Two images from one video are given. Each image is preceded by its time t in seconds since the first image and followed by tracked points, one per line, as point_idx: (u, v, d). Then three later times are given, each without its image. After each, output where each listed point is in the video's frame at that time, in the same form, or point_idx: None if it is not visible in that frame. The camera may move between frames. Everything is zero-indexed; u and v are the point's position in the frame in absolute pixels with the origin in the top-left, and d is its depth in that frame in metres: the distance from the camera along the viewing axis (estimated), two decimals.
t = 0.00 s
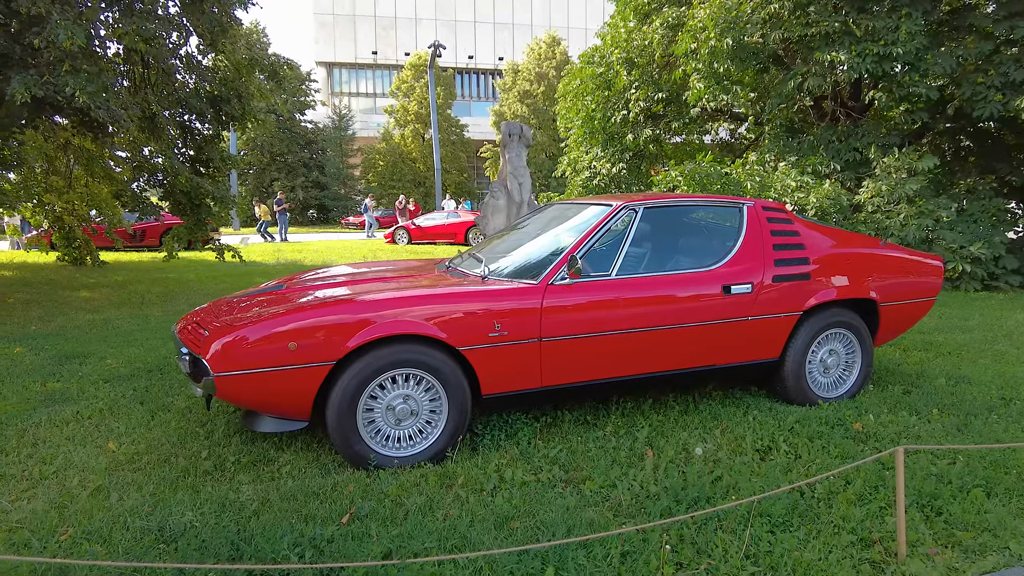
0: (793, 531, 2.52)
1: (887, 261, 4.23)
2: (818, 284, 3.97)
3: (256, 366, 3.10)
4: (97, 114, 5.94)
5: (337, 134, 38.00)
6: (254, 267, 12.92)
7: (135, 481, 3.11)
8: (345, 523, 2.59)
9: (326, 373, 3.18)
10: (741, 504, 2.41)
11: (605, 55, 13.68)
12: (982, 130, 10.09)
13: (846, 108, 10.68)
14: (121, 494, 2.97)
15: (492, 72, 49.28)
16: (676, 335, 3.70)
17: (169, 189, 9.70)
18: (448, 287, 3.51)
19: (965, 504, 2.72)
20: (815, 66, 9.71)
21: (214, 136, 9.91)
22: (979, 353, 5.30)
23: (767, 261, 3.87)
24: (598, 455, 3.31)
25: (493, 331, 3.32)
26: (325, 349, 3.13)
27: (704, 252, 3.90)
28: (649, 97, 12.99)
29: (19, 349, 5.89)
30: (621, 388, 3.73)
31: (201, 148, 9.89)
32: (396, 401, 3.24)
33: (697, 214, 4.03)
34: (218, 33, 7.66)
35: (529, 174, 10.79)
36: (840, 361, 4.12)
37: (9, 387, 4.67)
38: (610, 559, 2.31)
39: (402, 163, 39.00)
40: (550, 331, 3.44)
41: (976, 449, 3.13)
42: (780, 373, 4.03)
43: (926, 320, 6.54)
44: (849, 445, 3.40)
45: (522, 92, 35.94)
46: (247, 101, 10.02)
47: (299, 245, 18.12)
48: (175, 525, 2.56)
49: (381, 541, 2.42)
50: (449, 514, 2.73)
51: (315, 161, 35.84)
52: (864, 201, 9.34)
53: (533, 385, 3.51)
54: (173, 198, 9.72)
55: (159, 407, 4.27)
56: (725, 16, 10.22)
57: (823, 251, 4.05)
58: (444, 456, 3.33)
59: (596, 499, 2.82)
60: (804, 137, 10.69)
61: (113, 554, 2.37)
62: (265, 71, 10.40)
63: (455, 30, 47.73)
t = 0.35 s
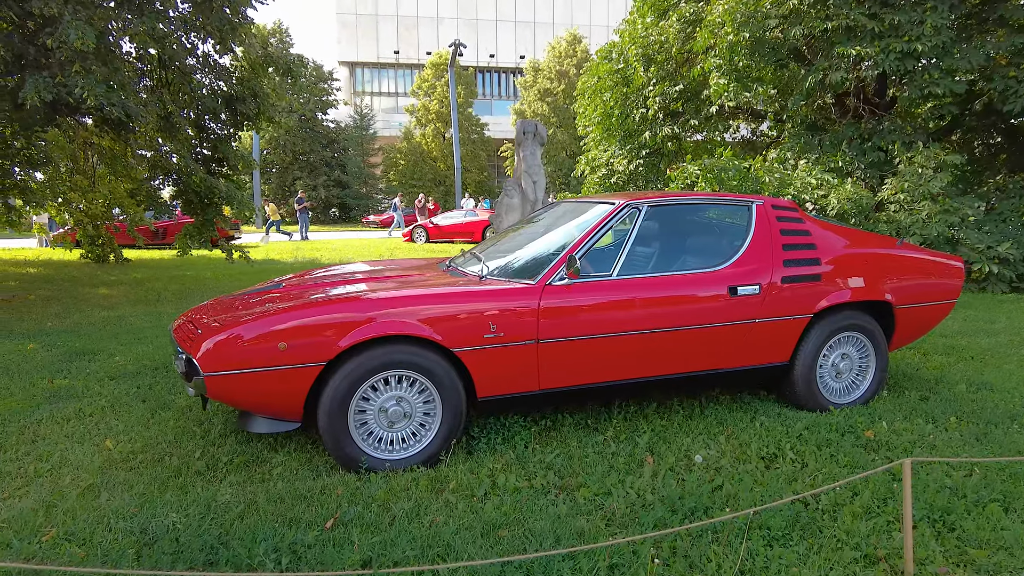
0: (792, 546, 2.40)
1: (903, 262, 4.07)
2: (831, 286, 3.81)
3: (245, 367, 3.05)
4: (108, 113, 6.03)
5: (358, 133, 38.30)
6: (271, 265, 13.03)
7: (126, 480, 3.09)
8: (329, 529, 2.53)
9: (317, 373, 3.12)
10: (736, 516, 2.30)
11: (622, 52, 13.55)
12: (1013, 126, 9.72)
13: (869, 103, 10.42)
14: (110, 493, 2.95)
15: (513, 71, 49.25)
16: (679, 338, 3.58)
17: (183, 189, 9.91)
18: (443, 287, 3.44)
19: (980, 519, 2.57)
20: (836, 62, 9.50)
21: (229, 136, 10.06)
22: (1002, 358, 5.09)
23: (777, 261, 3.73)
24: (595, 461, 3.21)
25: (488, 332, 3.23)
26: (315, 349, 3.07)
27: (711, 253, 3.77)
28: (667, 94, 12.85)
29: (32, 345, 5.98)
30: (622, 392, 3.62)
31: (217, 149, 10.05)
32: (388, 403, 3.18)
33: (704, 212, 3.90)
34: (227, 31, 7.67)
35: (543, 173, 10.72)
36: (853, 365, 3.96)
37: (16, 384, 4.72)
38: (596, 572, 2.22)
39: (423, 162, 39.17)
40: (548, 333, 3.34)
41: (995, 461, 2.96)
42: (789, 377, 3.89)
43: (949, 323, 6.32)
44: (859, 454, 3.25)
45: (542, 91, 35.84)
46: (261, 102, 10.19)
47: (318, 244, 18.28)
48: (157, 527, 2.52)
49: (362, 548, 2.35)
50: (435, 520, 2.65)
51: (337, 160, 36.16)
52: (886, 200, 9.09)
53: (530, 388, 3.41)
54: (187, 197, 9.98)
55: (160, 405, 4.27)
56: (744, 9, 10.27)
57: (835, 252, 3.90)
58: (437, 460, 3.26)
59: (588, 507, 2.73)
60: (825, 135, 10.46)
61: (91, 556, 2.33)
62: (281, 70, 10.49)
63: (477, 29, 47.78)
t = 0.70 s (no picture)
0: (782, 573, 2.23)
1: (912, 264, 3.85)
2: (834, 290, 3.61)
3: (211, 373, 2.92)
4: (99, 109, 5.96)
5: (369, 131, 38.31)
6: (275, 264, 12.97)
7: (88, 490, 2.97)
8: (288, 548, 2.39)
9: (286, 380, 2.98)
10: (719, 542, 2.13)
11: (631, 48, 13.35)
12: None
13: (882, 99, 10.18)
14: (70, 504, 2.83)
15: (525, 69, 49.04)
16: (672, 344, 3.40)
17: (181, 189, 10.01)
18: (422, 290, 3.27)
19: (990, 545, 2.38)
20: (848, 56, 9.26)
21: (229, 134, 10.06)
22: (1019, 364, 4.85)
23: (777, 263, 3.53)
24: (579, 474, 3.04)
25: (467, 338, 3.07)
26: (283, 355, 2.93)
27: (706, 254, 3.58)
28: (675, 90, 12.62)
29: (22, 345, 5.91)
30: (611, 400, 3.44)
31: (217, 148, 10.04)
32: (361, 412, 3.04)
33: (700, 211, 3.72)
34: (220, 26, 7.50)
35: (547, 171, 10.56)
36: (858, 373, 3.76)
37: None
38: None
39: (434, 160, 39.10)
40: (531, 339, 3.16)
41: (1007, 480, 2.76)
42: (789, 385, 3.69)
43: (963, 327, 6.07)
44: (861, 469, 3.06)
45: (553, 89, 35.55)
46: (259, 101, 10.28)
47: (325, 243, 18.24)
48: (107, 544, 2.39)
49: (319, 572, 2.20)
50: (403, 539, 2.50)
51: (348, 159, 36.18)
52: (900, 198, 8.82)
53: (513, 395, 3.25)
54: (181, 197, 10.02)
55: (138, 409, 4.15)
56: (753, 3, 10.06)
57: (839, 253, 3.69)
58: (413, 472, 3.12)
59: (566, 526, 2.57)
60: (837, 131, 10.20)
61: None
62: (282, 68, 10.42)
63: (488, 27, 47.62)
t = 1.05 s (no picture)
0: None
1: (914, 269, 3.66)
2: (830, 296, 3.43)
3: (169, 383, 2.79)
4: (85, 109, 5.87)
5: (376, 131, 38.32)
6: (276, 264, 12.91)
7: (45, 503, 2.86)
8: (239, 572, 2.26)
9: (248, 390, 2.84)
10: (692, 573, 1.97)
11: (635, 46, 13.18)
12: None
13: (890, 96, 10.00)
14: (23, 518, 2.72)
15: (534, 68, 48.86)
16: (657, 352, 3.23)
17: (177, 189, 9.95)
18: (395, 295, 3.13)
19: (991, 574, 2.20)
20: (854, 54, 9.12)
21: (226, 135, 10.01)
22: None
23: (769, 268, 3.35)
24: (556, 490, 2.89)
25: (438, 347, 2.92)
26: (245, 364, 2.80)
27: (695, 258, 3.41)
28: (680, 88, 12.44)
29: (8, 348, 5.84)
30: (593, 412, 3.28)
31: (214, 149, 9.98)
32: (328, 424, 2.91)
33: (690, 213, 3.56)
34: (212, 26, 7.55)
35: (548, 171, 10.42)
36: (856, 383, 3.59)
37: None
38: None
39: (441, 160, 39.08)
40: (506, 347, 3.00)
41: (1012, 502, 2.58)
42: (783, 396, 3.51)
43: (972, 332, 5.86)
44: (855, 486, 2.89)
45: (561, 88, 35.26)
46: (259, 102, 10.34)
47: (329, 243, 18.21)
48: (49, 566, 2.27)
49: None
50: (362, 562, 2.36)
51: (355, 159, 36.19)
52: (907, 198, 8.60)
53: (489, 406, 3.09)
54: (178, 198, 9.95)
55: (112, 416, 4.05)
56: None
57: (836, 257, 3.51)
58: (383, 487, 2.98)
59: (536, 548, 2.42)
60: (845, 130, 9.97)
61: None
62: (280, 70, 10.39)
63: (497, 26, 47.47)
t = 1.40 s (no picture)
0: None
1: (898, 269, 3.53)
2: (809, 297, 3.31)
3: (119, 386, 2.72)
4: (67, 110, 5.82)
5: (381, 133, 38.35)
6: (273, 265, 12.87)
7: None
8: None
9: (200, 394, 2.76)
10: None
11: (635, 46, 13.06)
12: None
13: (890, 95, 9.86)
14: None
15: (539, 69, 48.75)
16: (629, 356, 3.12)
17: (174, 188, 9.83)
18: (355, 297, 3.04)
19: None
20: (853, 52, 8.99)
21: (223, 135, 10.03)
22: None
23: (745, 269, 3.23)
24: (518, 500, 2.79)
25: (397, 350, 2.82)
26: (196, 367, 2.71)
27: (667, 259, 3.31)
28: (679, 88, 12.32)
29: None
30: (562, 417, 3.17)
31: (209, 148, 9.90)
32: (284, 429, 2.83)
33: (664, 212, 3.46)
34: (199, 26, 7.64)
35: (544, 171, 10.33)
36: (839, 389, 3.46)
37: None
38: None
39: (445, 161, 39.08)
40: (469, 351, 2.91)
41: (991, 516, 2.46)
42: (761, 402, 3.40)
43: (969, 336, 5.70)
44: (830, 497, 2.77)
45: (566, 89, 35.09)
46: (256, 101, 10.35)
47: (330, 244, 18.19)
48: None
49: None
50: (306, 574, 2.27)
51: (360, 160, 36.21)
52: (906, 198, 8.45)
53: (451, 411, 3.00)
54: (180, 197, 9.90)
55: (81, 419, 3.98)
56: None
57: (816, 257, 3.38)
58: (341, 495, 2.90)
59: (489, 562, 2.32)
60: (845, 130, 9.82)
61: None
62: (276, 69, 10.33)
63: (502, 28, 47.41)
